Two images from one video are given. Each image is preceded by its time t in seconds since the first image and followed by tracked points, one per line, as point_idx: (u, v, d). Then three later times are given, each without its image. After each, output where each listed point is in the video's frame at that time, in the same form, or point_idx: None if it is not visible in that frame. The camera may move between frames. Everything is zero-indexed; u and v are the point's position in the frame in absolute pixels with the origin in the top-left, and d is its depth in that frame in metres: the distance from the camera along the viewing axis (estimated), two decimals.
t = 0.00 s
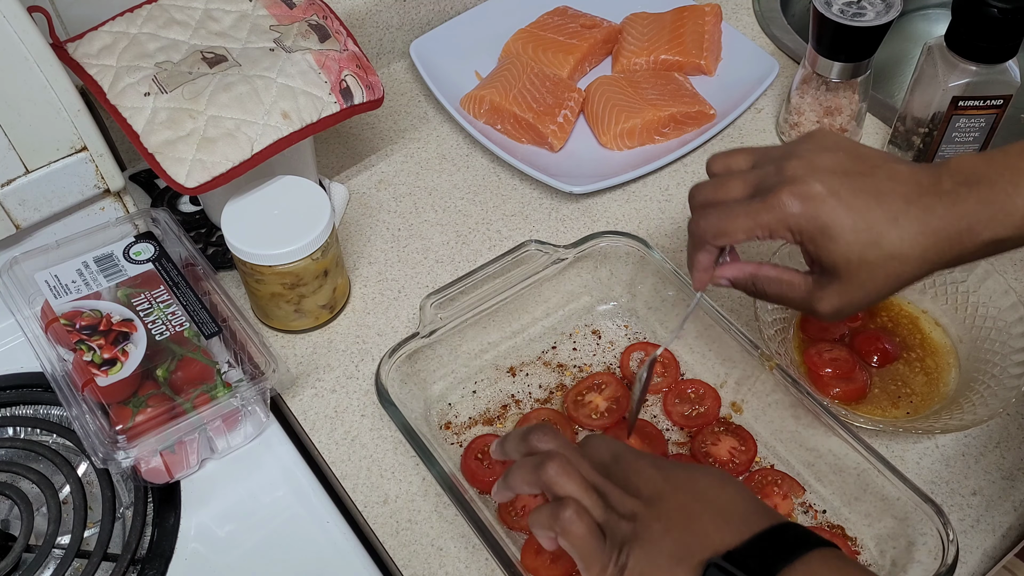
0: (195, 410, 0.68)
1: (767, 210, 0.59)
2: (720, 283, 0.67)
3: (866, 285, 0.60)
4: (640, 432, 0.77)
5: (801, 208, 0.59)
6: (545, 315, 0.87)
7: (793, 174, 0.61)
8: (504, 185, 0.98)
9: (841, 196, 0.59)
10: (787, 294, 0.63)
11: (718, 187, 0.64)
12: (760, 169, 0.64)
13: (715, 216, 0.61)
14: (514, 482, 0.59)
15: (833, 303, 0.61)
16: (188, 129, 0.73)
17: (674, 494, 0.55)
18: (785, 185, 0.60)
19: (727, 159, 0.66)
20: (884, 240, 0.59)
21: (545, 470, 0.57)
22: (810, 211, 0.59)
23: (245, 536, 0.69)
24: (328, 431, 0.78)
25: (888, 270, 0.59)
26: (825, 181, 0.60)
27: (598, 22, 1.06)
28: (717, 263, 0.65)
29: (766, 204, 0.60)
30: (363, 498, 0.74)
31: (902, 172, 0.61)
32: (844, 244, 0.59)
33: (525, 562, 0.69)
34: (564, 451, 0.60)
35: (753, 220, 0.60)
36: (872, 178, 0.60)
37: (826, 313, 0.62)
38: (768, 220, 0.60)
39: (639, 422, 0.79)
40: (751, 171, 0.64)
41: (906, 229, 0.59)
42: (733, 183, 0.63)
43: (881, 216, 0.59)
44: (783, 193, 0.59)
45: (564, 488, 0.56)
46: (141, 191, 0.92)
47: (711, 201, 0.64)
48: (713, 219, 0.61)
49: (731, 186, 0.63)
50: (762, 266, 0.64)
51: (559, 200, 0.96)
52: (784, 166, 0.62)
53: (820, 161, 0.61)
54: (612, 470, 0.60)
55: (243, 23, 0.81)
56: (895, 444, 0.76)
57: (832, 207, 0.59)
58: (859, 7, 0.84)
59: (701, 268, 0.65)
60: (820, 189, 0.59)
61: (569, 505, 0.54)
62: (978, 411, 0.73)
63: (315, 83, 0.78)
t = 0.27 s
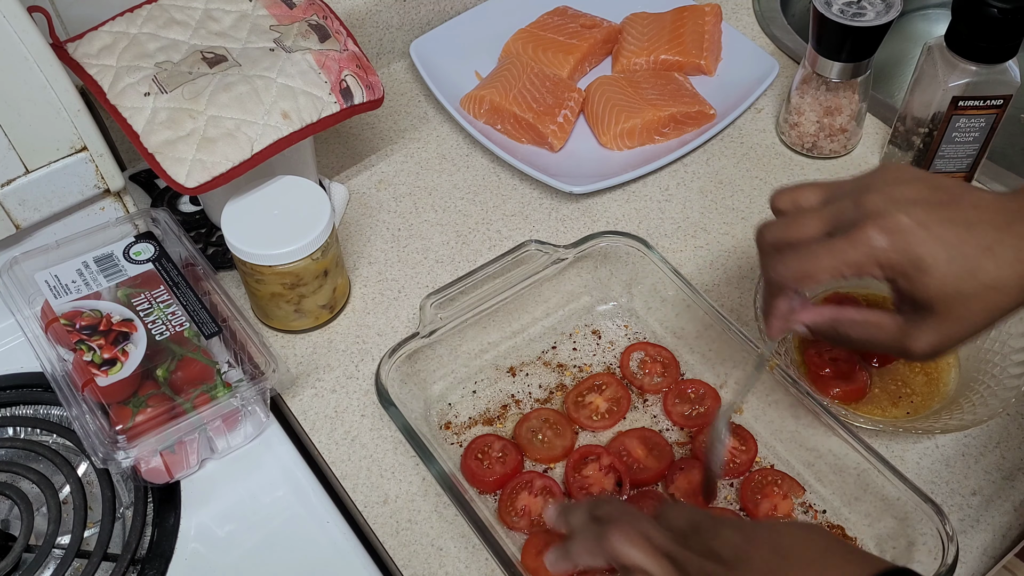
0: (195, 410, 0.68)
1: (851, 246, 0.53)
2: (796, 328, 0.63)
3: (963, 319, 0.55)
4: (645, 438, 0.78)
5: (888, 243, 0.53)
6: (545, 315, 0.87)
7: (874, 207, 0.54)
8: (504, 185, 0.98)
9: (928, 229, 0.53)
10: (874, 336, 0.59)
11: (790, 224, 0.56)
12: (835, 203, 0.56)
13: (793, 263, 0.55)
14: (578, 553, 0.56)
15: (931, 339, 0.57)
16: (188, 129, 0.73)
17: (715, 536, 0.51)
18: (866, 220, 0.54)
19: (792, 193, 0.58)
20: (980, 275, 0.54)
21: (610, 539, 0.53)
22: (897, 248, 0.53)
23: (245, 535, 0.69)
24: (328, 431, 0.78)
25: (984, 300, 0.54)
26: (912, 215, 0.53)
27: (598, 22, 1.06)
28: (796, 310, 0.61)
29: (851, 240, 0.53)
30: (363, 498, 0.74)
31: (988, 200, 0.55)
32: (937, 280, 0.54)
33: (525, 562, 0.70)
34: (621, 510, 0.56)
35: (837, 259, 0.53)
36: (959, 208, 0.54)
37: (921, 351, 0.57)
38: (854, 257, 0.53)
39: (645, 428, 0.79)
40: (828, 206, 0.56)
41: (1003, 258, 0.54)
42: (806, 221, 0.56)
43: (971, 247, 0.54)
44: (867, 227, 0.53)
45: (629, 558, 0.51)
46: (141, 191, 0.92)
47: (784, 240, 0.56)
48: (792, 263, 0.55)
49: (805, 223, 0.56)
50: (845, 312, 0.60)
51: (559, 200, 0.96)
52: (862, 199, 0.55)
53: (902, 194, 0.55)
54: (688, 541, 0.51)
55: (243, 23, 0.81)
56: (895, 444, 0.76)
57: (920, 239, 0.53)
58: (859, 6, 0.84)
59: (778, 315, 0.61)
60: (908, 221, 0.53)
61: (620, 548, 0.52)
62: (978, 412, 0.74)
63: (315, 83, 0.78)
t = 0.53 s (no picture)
0: (196, 410, 0.68)
1: (926, 355, 0.53)
2: (856, 435, 0.57)
3: None
4: (645, 438, 0.78)
5: (959, 348, 0.53)
6: (545, 315, 0.87)
7: (939, 313, 0.56)
8: (504, 185, 0.98)
9: (1002, 328, 0.54)
10: (948, 439, 0.56)
11: (847, 329, 0.58)
12: (893, 307, 0.58)
13: (864, 371, 0.54)
14: None
15: (1007, 440, 0.55)
16: (188, 129, 0.73)
17: None
18: (936, 327, 0.55)
19: (843, 297, 0.61)
20: None
21: None
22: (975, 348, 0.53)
23: (245, 536, 0.69)
24: (328, 430, 0.78)
25: None
26: (980, 316, 0.55)
27: (598, 22, 1.06)
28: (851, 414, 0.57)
29: (925, 350, 0.53)
30: (363, 498, 0.74)
31: None
32: (1018, 382, 0.53)
33: (525, 562, 0.70)
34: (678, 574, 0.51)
35: (911, 369, 0.53)
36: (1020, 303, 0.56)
37: (1000, 450, 0.56)
38: (931, 367, 0.53)
39: (645, 428, 0.79)
40: (884, 309, 0.58)
41: None
42: (862, 323, 0.57)
43: None
44: (939, 335, 0.54)
45: None
46: (141, 191, 0.92)
47: (839, 344, 0.58)
48: (862, 375, 0.54)
49: (862, 327, 0.57)
50: (909, 413, 0.56)
51: (559, 200, 0.96)
52: (924, 306, 0.57)
53: (961, 294, 0.57)
54: None
55: (243, 23, 0.81)
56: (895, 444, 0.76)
57: (997, 342, 0.54)
58: (859, 7, 0.84)
59: (840, 427, 0.57)
60: (979, 325, 0.54)
61: None
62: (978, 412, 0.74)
63: (315, 83, 0.78)
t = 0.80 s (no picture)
0: (195, 410, 0.68)
1: (859, 330, 0.59)
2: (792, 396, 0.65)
3: (966, 401, 0.60)
4: (645, 438, 0.78)
5: (896, 327, 0.59)
6: (545, 315, 0.87)
7: (886, 290, 0.61)
8: (504, 185, 0.98)
9: (939, 312, 0.59)
10: (875, 411, 0.64)
11: (795, 295, 0.64)
12: (843, 278, 0.64)
13: (797, 336, 0.61)
14: None
15: (931, 420, 0.62)
16: (188, 129, 0.73)
17: None
18: (876, 302, 0.60)
19: (800, 260, 0.67)
20: (984, 353, 0.58)
21: None
22: (908, 330, 0.59)
23: (245, 535, 0.69)
24: (328, 430, 0.78)
25: (994, 384, 0.59)
26: (923, 298, 0.60)
27: (598, 22, 1.06)
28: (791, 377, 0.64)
29: (860, 324, 0.59)
30: (363, 498, 0.74)
31: (999, 278, 0.60)
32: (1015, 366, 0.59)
33: (525, 562, 0.70)
34: None
35: (845, 339, 0.59)
36: (970, 292, 0.60)
37: (923, 428, 0.63)
38: (862, 340, 0.59)
39: (644, 428, 0.79)
40: (833, 280, 0.64)
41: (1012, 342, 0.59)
42: (812, 292, 0.63)
43: (984, 330, 0.59)
44: (877, 313, 0.59)
45: None
46: (141, 191, 0.92)
47: (786, 307, 0.64)
48: (796, 338, 0.61)
49: (809, 294, 0.63)
50: (844, 385, 0.64)
51: (559, 200, 0.96)
52: (873, 280, 0.62)
53: (912, 274, 0.62)
54: None
55: (242, 23, 0.81)
56: (895, 444, 0.76)
57: (931, 324, 0.59)
58: (859, 6, 0.84)
59: (774, 385, 0.64)
60: (918, 306, 0.59)
61: None
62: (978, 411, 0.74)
63: (315, 83, 0.78)
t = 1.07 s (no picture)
0: (195, 410, 0.68)
1: (823, 299, 0.56)
2: (757, 360, 0.63)
3: (923, 370, 0.58)
4: (645, 438, 0.78)
5: (857, 298, 0.56)
6: (545, 315, 0.87)
7: (849, 261, 0.57)
8: (504, 185, 0.98)
9: (902, 285, 0.56)
10: (832, 376, 0.61)
11: (764, 260, 0.60)
12: (811, 246, 0.60)
13: (762, 304, 0.58)
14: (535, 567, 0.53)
15: (886, 383, 0.60)
16: (188, 129, 0.73)
17: None
18: (839, 273, 0.57)
19: (773, 227, 0.62)
20: (942, 326, 0.56)
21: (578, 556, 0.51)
22: (868, 302, 0.56)
23: (245, 535, 0.69)
24: (328, 430, 0.78)
25: (949, 356, 0.57)
26: (884, 270, 0.56)
27: (598, 22, 1.06)
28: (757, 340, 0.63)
29: (823, 294, 0.56)
30: (363, 498, 0.74)
31: (962, 253, 0.58)
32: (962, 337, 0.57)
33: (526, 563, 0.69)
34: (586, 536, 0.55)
35: (805, 309, 0.56)
36: (931, 263, 0.57)
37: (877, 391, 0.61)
38: (824, 311, 0.56)
39: (644, 428, 0.79)
40: (801, 247, 0.60)
41: (970, 315, 0.56)
42: (781, 258, 0.59)
43: (941, 303, 0.56)
44: (839, 282, 0.56)
45: None
46: (141, 190, 0.92)
47: (755, 274, 0.60)
48: (761, 307, 0.58)
49: (778, 262, 0.59)
50: (806, 350, 0.61)
51: (558, 200, 0.96)
52: (838, 250, 0.58)
53: (879, 246, 0.58)
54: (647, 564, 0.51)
55: (243, 23, 0.81)
56: (895, 444, 0.76)
57: (890, 298, 0.56)
58: (859, 7, 0.84)
59: (740, 350, 0.63)
60: (879, 278, 0.56)
61: None
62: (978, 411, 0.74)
63: (315, 83, 0.78)
